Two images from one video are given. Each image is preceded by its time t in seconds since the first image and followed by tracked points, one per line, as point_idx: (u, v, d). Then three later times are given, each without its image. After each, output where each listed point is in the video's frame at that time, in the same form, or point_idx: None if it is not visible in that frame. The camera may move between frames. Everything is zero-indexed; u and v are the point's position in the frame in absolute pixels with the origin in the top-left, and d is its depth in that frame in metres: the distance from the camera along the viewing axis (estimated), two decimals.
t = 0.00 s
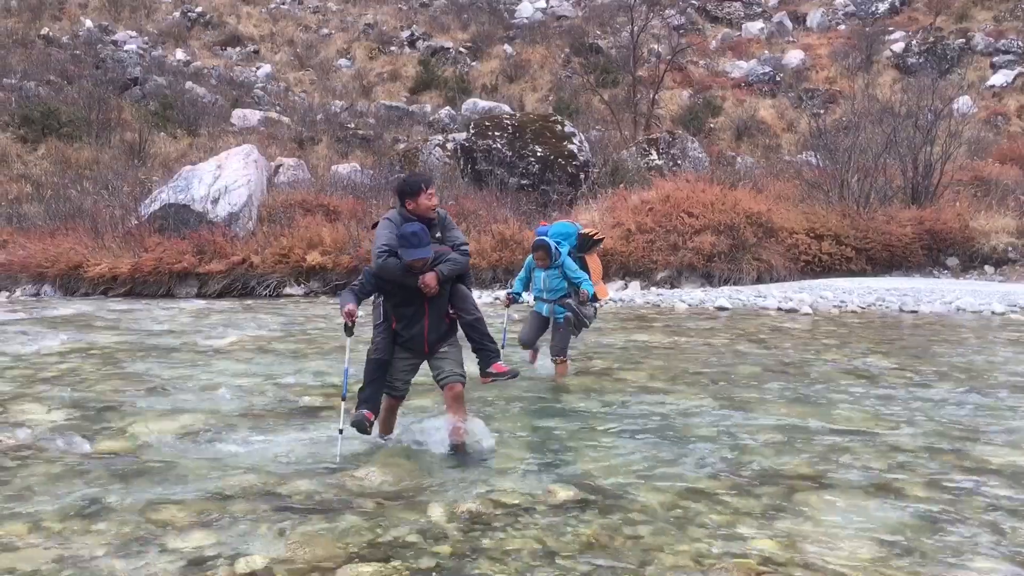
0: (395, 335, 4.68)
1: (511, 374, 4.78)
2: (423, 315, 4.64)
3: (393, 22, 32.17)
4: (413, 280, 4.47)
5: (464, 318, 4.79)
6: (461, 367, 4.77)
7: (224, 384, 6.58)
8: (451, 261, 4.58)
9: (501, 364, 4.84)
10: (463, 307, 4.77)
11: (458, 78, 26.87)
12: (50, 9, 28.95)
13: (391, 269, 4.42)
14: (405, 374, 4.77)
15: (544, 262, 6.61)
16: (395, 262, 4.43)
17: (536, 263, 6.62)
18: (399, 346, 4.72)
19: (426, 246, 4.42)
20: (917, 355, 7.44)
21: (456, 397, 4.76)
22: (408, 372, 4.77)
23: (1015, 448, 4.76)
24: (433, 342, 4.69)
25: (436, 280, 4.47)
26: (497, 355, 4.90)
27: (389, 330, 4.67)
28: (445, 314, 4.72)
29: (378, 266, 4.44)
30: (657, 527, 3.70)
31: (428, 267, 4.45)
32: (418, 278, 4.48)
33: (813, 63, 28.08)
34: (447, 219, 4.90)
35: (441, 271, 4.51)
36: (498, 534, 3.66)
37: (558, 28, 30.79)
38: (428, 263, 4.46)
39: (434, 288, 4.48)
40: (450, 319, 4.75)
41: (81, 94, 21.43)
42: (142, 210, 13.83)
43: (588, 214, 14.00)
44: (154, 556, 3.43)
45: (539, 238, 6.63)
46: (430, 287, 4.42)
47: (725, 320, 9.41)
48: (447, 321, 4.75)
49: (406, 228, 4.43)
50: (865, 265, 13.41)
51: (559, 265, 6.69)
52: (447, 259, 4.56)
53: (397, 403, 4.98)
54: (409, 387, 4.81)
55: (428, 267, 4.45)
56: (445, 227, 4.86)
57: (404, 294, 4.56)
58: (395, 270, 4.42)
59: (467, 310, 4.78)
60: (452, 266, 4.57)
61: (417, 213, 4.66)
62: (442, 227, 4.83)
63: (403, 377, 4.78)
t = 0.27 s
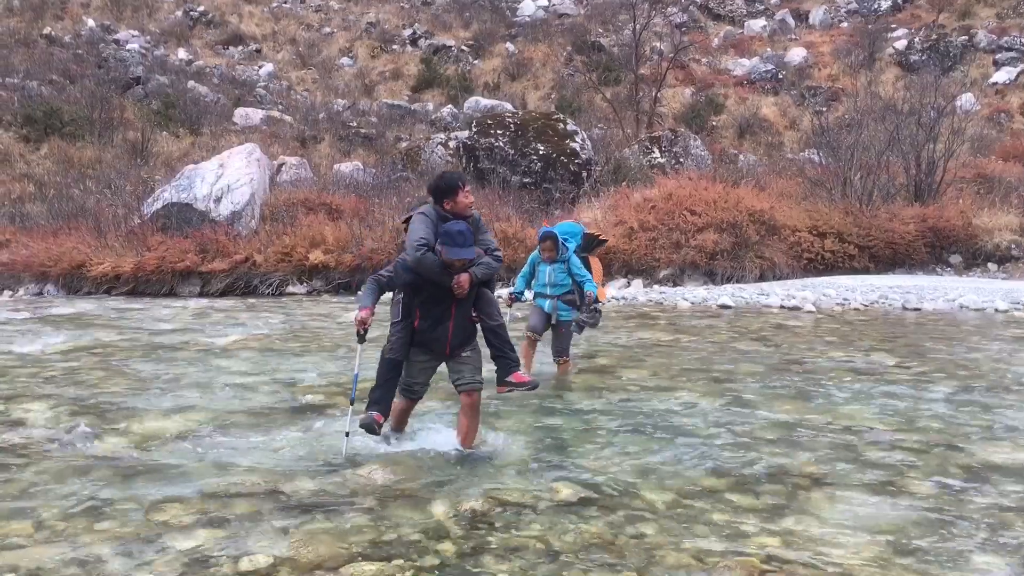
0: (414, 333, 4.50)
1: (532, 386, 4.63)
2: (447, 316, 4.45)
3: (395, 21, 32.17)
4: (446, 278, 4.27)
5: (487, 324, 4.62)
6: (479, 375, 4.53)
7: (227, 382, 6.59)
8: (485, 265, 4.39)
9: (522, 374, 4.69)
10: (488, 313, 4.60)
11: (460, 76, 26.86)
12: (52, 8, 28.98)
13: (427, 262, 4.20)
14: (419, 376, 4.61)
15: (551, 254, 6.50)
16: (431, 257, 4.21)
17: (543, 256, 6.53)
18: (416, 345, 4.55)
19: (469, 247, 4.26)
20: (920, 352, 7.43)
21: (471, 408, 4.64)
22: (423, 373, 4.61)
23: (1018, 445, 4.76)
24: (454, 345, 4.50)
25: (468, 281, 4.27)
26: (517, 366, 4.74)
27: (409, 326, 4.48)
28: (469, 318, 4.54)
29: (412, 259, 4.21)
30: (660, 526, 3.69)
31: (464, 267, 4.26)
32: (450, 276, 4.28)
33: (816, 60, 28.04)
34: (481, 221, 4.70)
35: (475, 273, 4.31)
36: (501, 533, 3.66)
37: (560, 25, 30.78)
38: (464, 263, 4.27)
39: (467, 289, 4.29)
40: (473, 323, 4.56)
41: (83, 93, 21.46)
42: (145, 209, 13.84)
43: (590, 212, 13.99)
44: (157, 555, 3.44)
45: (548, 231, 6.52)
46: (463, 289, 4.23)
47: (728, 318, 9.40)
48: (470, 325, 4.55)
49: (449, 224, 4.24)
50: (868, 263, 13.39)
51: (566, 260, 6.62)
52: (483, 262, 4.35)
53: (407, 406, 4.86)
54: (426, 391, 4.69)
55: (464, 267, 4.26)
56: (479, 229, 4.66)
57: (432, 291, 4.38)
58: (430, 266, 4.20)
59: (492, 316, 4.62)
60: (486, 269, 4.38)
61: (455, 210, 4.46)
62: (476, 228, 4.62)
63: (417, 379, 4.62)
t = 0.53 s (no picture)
0: (424, 327, 4.44)
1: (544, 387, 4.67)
2: (460, 312, 4.41)
3: (391, 17, 32.09)
4: (463, 276, 4.25)
5: (496, 324, 4.66)
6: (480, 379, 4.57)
7: (223, 379, 6.58)
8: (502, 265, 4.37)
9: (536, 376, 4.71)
10: (498, 313, 4.65)
11: (456, 73, 26.81)
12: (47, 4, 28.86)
13: (445, 259, 4.18)
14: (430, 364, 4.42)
15: (550, 251, 6.51)
16: (449, 253, 4.18)
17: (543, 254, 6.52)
18: (425, 337, 4.45)
19: (488, 241, 4.21)
20: (915, 347, 7.45)
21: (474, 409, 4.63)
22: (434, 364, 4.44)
23: (1012, 440, 4.78)
24: (464, 343, 4.46)
25: (484, 281, 4.23)
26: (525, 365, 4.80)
27: (418, 320, 4.42)
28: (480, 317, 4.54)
29: (429, 254, 4.18)
30: (656, 521, 3.70)
31: (482, 266, 4.22)
32: (466, 273, 4.27)
33: (812, 56, 28.05)
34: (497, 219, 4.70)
35: (491, 273, 4.29)
36: (497, 529, 3.66)
37: (556, 22, 30.74)
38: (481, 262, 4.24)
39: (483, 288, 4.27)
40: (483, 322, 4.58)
41: (78, 90, 21.39)
42: (141, 206, 13.80)
43: (586, 208, 13.98)
44: (153, 552, 3.44)
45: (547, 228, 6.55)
46: (479, 288, 4.19)
47: (724, 313, 9.41)
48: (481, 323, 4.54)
49: (469, 219, 4.20)
50: (864, 258, 13.41)
51: (563, 259, 6.65)
52: (500, 262, 4.33)
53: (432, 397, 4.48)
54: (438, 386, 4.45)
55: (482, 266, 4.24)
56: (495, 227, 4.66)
57: (447, 287, 4.33)
58: (448, 262, 4.18)
59: (502, 316, 4.66)
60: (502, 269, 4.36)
61: (473, 206, 4.46)
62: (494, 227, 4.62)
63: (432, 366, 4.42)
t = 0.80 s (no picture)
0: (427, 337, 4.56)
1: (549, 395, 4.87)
2: (463, 321, 4.55)
3: (385, 13, 31.99)
4: (466, 285, 4.36)
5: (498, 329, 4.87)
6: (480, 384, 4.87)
7: (218, 375, 6.56)
8: (503, 270, 4.53)
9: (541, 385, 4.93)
10: (500, 317, 4.82)
11: (451, 69, 26.75)
12: None
13: (449, 269, 4.26)
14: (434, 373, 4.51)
15: (534, 254, 6.40)
16: (452, 264, 4.27)
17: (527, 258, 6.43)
18: (429, 346, 4.57)
19: (492, 249, 4.33)
20: (908, 343, 7.47)
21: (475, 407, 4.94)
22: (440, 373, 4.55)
23: (1006, 435, 4.79)
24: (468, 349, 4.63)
25: (487, 288, 4.39)
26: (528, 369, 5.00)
27: (421, 331, 4.53)
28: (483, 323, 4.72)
29: (431, 265, 4.23)
30: (651, 516, 3.70)
31: (485, 273, 4.35)
32: (469, 283, 4.38)
33: (806, 52, 28.06)
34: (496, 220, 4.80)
35: (494, 280, 4.43)
36: (491, 524, 3.66)
37: (551, 18, 30.69)
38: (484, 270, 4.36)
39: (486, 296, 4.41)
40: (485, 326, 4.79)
41: (71, 86, 21.28)
42: (134, 202, 13.76)
43: (581, 204, 13.98)
44: (148, 548, 3.43)
45: (529, 230, 6.42)
46: (483, 297, 4.35)
47: (719, 309, 9.43)
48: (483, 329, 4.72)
49: (472, 228, 4.30)
50: (859, 254, 13.44)
51: (550, 259, 6.54)
52: (500, 269, 4.48)
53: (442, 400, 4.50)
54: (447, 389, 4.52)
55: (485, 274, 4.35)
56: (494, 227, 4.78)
57: (449, 297, 4.46)
58: (451, 273, 4.26)
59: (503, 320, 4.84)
60: (504, 275, 4.53)
61: (472, 209, 4.55)
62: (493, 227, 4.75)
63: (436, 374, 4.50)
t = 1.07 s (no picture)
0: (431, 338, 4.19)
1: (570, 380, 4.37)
2: (466, 317, 4.18)
3: (382, 12, 31.95)
4: (460, 283, 4.02)
5: (508, 322, 4.47)
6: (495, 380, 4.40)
7: (213, 375, 6.55)
8: (501, 263, 4.18)
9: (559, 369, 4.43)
10: (507, 309, 4.44)
11: (447, 68, 26.74)
12: None
13: (437, 271, 3.95)
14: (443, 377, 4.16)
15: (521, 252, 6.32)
16: (440, 265, 3.96)
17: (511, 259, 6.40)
18: (436, 348, 4.20)
19: (485, 249, 3.99)
20: (904, 342, 7.48)
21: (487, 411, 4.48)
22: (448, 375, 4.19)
23: (1002, 435, 4.81)
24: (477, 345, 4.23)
25: (483, 284, 4.03)
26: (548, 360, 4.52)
27: (425, 331, 4.17)
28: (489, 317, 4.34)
29: (420, 268, 3.96)
30: (648, 516, 3.70)
31: (479, 269, 4.00)
32: (464, 281, 4.03)
33: (802, 52, 28.11)
34: (493, 210, 4.47)
35: (490, 274, 4.07)
36: (487, 524, 3.66)
37: (547, 17, 30.70)
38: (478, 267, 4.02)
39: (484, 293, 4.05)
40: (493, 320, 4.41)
41: (66, 85, 21.21)
42: (130, 201, 13.72)
43: (577, 204, 13.97)
44: (143, 548, 3.41)
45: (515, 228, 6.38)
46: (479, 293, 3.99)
47: (715, 309, 9.43)
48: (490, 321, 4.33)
49: (461, 227, 3.97)
50: (854, 254, 13.47)
51: (533, 259, 6.54)
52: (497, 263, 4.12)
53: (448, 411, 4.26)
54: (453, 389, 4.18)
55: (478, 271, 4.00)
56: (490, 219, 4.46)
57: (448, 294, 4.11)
58: (439, 275, 3.95)
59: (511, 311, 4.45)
60: (502, 267, 4.17)
61: (461, 203, 4.24)
62: (487, 218, 4.43)
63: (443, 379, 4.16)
